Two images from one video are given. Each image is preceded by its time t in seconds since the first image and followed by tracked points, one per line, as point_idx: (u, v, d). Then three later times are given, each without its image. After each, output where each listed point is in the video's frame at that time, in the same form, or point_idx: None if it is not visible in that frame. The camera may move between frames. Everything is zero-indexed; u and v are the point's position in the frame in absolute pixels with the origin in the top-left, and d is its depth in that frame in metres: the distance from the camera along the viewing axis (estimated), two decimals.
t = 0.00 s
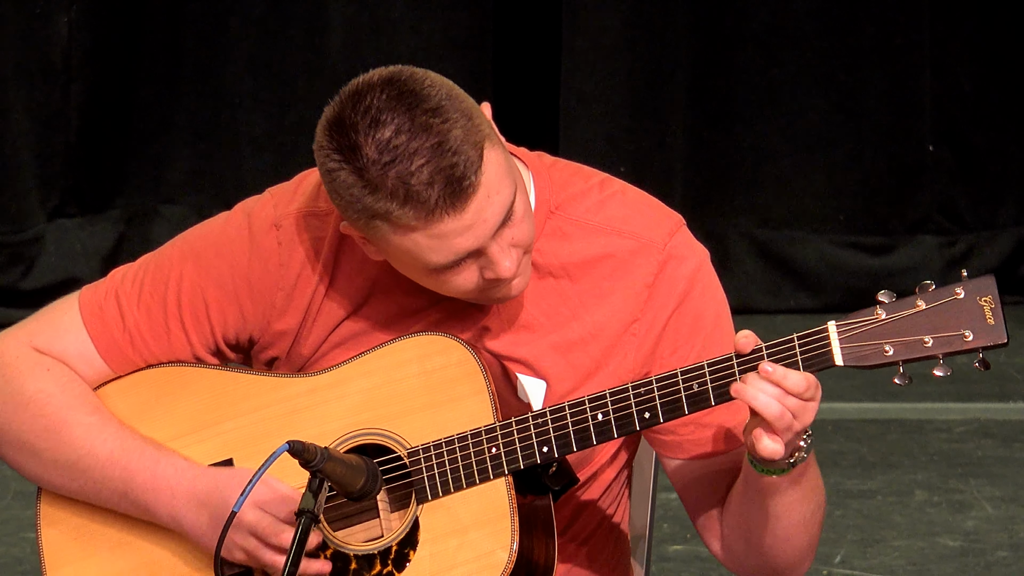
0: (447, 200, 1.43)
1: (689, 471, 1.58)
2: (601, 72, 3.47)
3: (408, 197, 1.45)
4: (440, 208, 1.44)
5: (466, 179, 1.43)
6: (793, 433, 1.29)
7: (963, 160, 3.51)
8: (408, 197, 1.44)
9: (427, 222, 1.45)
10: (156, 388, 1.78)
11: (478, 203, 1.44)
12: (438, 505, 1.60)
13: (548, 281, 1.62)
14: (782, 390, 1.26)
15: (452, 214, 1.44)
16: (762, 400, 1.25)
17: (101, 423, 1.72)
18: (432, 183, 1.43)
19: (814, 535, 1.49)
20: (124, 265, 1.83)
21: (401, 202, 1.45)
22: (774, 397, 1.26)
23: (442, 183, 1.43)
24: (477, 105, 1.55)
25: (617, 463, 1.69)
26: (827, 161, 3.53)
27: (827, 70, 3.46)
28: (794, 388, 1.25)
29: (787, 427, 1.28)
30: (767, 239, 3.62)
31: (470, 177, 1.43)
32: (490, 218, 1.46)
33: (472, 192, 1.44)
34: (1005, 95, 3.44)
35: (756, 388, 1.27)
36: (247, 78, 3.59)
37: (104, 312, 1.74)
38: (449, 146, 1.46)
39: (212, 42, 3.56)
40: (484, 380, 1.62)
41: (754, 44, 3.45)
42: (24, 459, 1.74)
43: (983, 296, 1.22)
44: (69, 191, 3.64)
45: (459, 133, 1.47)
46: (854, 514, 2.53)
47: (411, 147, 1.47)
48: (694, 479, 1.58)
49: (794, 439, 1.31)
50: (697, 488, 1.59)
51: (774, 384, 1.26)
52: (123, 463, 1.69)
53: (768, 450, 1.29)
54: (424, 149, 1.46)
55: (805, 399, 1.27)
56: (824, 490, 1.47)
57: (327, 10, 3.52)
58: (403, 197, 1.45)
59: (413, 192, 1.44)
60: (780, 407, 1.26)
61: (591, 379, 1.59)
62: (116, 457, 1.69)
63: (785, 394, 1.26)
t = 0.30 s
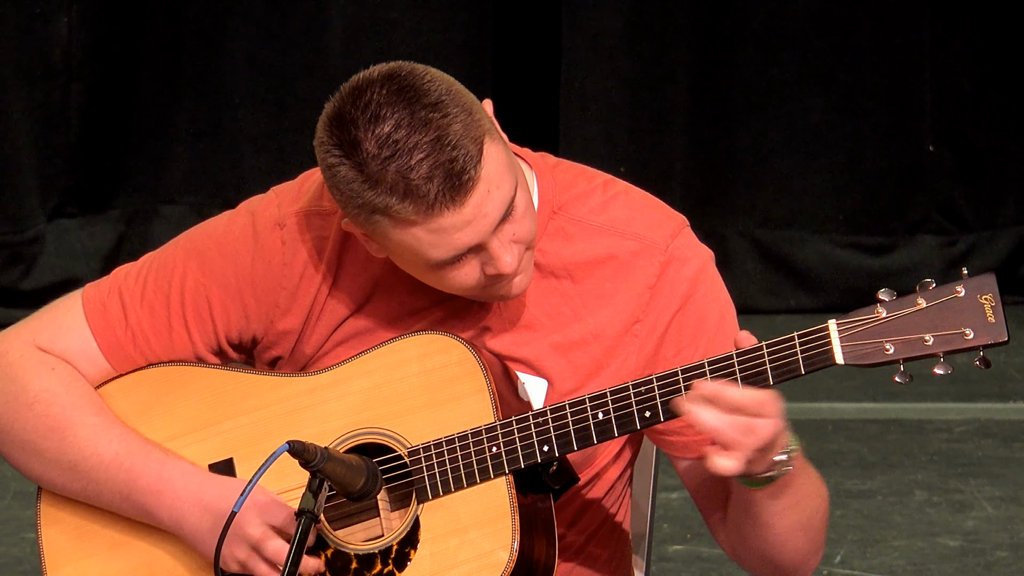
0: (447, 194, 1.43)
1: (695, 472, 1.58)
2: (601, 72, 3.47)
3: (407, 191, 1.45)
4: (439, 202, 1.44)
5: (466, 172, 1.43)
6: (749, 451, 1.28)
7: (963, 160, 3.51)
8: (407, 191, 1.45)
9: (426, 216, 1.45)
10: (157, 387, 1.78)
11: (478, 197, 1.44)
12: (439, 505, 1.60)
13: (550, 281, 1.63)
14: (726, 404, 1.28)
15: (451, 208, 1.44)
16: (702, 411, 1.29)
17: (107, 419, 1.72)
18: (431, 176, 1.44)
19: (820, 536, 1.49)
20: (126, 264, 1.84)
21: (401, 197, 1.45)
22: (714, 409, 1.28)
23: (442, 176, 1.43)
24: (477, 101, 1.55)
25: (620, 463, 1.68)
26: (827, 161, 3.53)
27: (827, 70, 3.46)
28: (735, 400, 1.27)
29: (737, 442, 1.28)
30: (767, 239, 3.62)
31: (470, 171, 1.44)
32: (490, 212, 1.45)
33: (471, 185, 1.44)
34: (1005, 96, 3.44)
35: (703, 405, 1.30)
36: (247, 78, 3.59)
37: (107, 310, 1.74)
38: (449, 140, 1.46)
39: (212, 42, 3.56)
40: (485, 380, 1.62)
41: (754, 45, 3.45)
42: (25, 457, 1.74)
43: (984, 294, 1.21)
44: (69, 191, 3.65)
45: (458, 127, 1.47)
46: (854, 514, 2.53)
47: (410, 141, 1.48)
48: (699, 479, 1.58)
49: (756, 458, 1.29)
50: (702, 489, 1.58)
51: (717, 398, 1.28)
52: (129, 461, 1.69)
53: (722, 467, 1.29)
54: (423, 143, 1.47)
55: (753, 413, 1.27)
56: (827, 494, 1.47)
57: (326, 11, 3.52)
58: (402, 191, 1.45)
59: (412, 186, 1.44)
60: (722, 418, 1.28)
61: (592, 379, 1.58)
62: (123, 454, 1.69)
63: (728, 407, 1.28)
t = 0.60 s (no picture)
0: (447, 196, 1.43)
1: (698, 472, 1.57)
2: (601, 73, 3.47)
3: (407, 194, 1.45)
4: (439, 205, 1.44)
5: (465, 175, 1.43)
6: (789, 433, 1.28)
7: (963, 160, 3.51)
8: (407, 193, 1.45)
9: (426, 218, 1.45)
10: (157, 387, 1.78)
11: (478, 199, 1.44)
12: (439, 505, 1.60)
13: (549, 281, 1.62)
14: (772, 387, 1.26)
15: (451, 210, 1.44)
16: (746, 396, 1.27)
17: (104, 420, 1.72)
18: (431, 179, 1.43)
19: (826, 532, 1.49)
20: (125, 265, 1.84)
21: (400, 199, 1.45)
22: (759, 393, 1.27)
23: (441, 179, 1.43)
24: (475, 101, 1.55)
25: (619, 462, 1.69)
26: (827, 161, 3.53)
27: (826, 70, 3.46)
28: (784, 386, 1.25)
29: (780, 427, 1.28)
30: (767, 239, 3.62)
31: (469, 173, 1.43)
32: (490, 214, 1.46)
33: (471, 188, 1.44)
34: (1005, 96, 3.44)
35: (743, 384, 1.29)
36: (247, 78, 3.59)
37: (105, 311, 1.74)
38: (448, 143, 1.46)
39: (212, 43, 3.56)
40: (484, 380, 1.62)
41: (754, 45, 3.46)
42: (23, 457, 1.74)
43: (984, 295, 1.21)
44: (69, 191, 3.64)
45: (457, 129, 1.47)
46: (854, 514, 2.53)
47: (409, 143, 1.47)
48: (701, 479, 1.58)
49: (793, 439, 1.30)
50: (704, 489, 1.58)
51: (762, 381, 1.27)
52: (125, 462, 1.69)
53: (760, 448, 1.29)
54: (423, 146, 1.46)
55: (798, 399, 1.26)
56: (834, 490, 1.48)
57: (326, 11, 3.52)
58: (402, 194, 1.45)
59: (412, 189, 1.44)
60: (767, 404, 1.27)
61: (592, 379, 1.59)
62: (119, 454, 1.69)
63: (775, 392, 1.27)
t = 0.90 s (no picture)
0: (445, 201, 1.43)
1: (697, 474, 1.58)
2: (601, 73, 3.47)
3: (406, 198, 1.45)
4: (438, 209, 1.44)
5: (464, 180, 1.43)
6: (786, 436, 1.28)
7: (963, 159, 3.51)
8: (405, 197, 1.45)
9: (425, 222, 1.45)
10: (156, 387, 1.78)
11: (476, 204, 1.44)
12: (439, 506, 1.60)
13: (549, 281, 1.62)
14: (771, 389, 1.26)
15: (449, 215, 1.44)
16: (743, 397, 1.27)
17: (102, 421, 1.72)
18: (430, 184, 1.43)
19: (821, 536, 1.49)
20: (125, 262, 1.84)
21: (399, 203, 1.45)
22: (757, 395, 1.27)
23: (441, 184, 1.43)
24: (477, 105, 1.54)
25: (619, 464, 1.69)
26: (827, 161, 3.53)
27: (826, 70, 3.46)
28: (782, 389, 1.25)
29: (776, 429, 1.28)
30: (767, 239, 3.62)
31: (469, 179, 1.43)
32: (488, 219, 1.46)
33: (470, 193, 1.44)
34: (1005, 96, 3.44)
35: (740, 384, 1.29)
36: (247, 78, 3.59)
37: (105, 311, 1.74)
38: (449, 148, 1.45)
39: (212, 42, 3.56)
40: (485, 382, 1.62)
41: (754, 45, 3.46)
42: (22, 455, 1.74)
43: (984, 298, 1.21)
44: (69, 191, 3.64)
45: (459, 134, 1.47)
46: (854, 514, 2.53)
47: (410, 147, 1.47)
48: (699, 479, 1.58)
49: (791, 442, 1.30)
50: (702, 489, 1.58)
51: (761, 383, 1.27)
52: (123, 463, 1.69)
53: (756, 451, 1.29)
54: (423, 150, 1.46)
55: (796, 402, 1.26)
56: (832, 495, 1.48)
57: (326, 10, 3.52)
58: (401, 198, 1.45)
59: (411, 193, 1.44)
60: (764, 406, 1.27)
61: (591, 380, 1.59)
62: (116, 455, 1.69)
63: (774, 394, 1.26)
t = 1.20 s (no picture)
0: (450, 204, 1.44)
1: (704, 473, 1.56)
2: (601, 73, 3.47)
3: (411, 199, 1.45)
4: (442, 212, 1.44)
5: (470, 185, 1.44)
6: (780, 452, 1.33)
7: (963, 159, 3.51)
8: (410, 198, 1.44)
9: (428, 224, 1.45)
10: (158, 384, 1.77)
11: (480, 207, 1.45)
12: (440, 506, 1.60)
13: (552, 278, 1.62)
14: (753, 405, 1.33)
15: (453, 217, 1.45)
16: (729, 416, 1.34)
17: (105, 422, 1.72)
18: (436, 187, 1.43)
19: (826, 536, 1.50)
20: (128, 261, 1.84)
21: (403, 203, 1.45)
22: (742, 413, 1.33)
23: (446, 188, 1.43)
24: (484, 106, 1.54)
25: (620, 462, 1.69)
26: (827, 161, 3.53)
27: (826, 70, 3.47)
28: (763, 403, 1.31)
29: (767, 444, 1.33)
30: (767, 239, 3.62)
31: (474, 184, 1.44)
32: (491, 221, 1.46)
33: (474, 197, 1.44)
34: (1005, 96, 3.44)
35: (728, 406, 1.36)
36: (247, 78, 3.59)
37: (108, 310, 1.75)
38: (456, 151, 1.45)
39: (212, 42, 3.57)
40: (487, 381, 1.62)
41: (754, 44, 3.46)
42: (24, 454, 1.74)
43: (985, 299, 1.21)
44: (69, 191, 3.64)
45: (466, 137, 1.46)
46: (854, 514, 2.53)
47: (417, 148, 1.46)
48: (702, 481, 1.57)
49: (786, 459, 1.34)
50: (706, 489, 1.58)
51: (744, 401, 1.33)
52: (125, 465, 1.69)
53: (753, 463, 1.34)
54: (430, 152, 1.45)
55: (779, 415, 1.31)
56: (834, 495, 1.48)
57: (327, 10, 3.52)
58: (405, 198, 1.45)
59: (416, 194, 1.44)
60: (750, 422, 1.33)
61: (594, 379, 1.59)
62: (118, 457, 1.69)
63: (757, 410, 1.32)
